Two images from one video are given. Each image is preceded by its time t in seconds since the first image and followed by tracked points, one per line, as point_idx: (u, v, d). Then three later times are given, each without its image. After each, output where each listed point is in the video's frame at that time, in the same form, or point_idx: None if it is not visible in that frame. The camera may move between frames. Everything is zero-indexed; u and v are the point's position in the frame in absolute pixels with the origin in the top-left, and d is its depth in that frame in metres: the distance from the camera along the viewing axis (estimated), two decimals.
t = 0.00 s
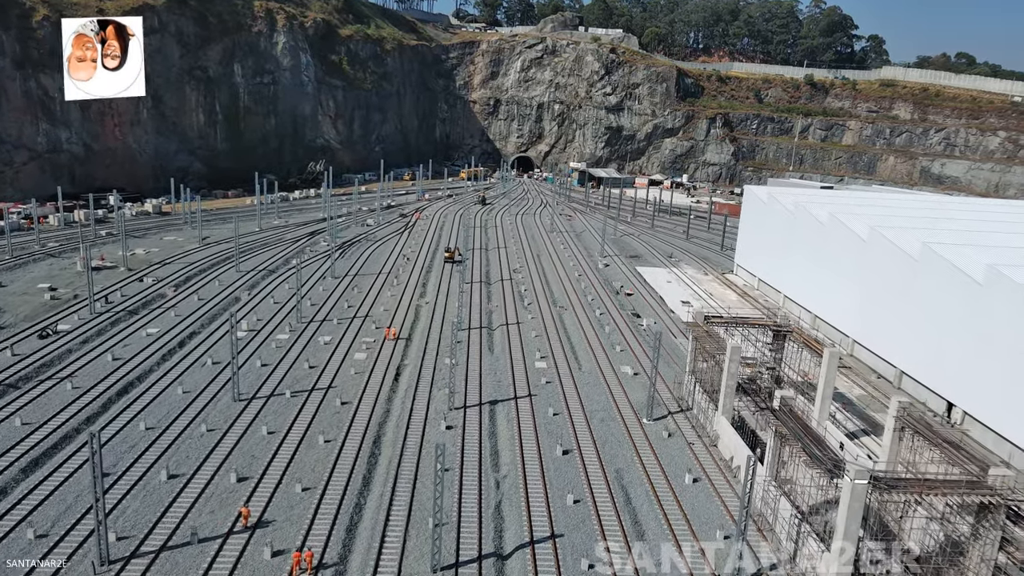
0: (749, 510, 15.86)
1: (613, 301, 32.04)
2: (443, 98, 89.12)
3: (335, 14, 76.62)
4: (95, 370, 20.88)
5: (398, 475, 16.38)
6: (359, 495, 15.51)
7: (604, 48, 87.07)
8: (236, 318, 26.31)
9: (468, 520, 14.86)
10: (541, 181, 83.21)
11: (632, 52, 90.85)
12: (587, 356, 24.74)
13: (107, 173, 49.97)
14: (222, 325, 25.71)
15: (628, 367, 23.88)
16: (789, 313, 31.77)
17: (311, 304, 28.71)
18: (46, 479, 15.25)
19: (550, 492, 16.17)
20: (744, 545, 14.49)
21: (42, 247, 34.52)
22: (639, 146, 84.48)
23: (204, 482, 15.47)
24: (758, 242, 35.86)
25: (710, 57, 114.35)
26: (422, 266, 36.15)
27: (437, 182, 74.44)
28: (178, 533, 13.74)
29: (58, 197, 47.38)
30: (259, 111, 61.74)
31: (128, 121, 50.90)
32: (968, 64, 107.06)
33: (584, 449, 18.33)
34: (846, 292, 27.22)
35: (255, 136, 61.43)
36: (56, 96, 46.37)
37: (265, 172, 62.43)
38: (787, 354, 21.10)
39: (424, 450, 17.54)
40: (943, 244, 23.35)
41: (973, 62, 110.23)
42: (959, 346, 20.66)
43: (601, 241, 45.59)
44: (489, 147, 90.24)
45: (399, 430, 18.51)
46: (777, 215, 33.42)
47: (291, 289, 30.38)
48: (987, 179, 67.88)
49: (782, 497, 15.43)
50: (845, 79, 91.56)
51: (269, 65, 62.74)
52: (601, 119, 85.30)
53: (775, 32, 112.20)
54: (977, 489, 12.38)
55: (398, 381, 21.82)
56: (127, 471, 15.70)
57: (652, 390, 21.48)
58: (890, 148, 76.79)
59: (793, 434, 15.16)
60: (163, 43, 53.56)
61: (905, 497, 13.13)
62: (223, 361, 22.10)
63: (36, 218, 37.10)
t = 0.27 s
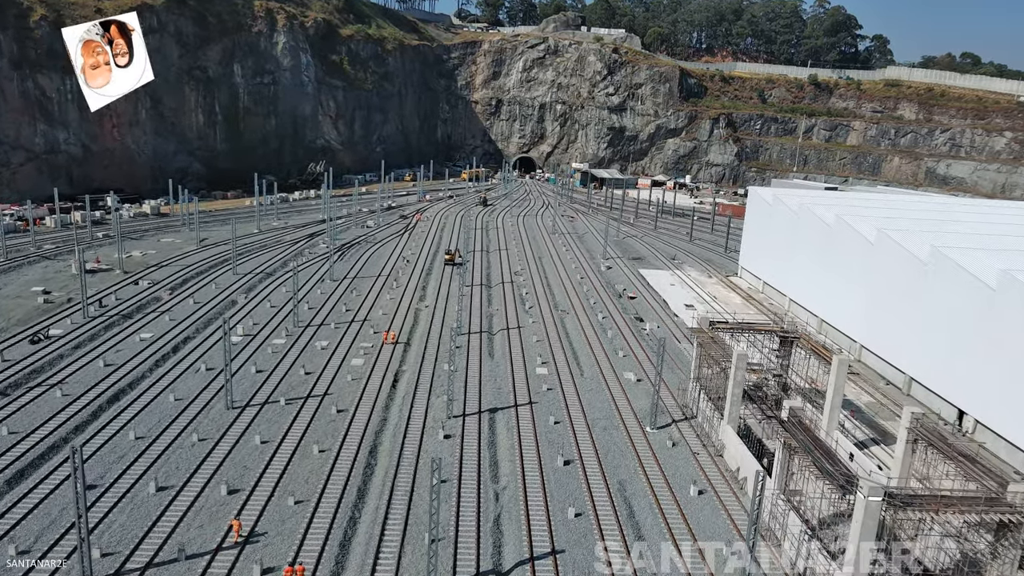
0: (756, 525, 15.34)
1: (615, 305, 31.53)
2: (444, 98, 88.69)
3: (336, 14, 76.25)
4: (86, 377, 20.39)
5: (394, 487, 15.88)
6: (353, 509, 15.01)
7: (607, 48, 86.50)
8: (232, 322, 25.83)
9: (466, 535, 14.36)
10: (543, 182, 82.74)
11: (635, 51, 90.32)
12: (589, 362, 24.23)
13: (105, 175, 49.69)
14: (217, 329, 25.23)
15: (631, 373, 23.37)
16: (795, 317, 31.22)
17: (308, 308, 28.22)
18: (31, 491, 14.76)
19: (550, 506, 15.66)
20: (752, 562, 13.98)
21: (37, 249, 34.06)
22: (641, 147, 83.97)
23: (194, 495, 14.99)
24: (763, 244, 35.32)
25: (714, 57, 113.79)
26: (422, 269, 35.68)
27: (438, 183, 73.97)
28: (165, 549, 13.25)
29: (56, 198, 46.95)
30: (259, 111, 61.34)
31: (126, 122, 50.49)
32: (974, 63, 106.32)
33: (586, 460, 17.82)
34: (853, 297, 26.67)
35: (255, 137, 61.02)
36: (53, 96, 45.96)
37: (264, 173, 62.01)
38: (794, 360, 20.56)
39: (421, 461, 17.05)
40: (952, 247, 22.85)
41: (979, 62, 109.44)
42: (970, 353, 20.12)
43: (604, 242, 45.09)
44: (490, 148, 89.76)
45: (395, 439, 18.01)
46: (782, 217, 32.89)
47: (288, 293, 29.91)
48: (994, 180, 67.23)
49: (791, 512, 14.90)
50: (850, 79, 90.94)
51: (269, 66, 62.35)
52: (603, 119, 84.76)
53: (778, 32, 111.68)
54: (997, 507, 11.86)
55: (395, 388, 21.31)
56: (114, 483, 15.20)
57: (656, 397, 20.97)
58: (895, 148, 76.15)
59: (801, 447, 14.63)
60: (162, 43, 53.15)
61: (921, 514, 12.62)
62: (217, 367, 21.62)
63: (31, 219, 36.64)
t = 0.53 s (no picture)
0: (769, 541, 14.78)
1: (622, 309, 30.98)
2: (449, 98, 88.29)
3: (340, 14, 75.93)
4: (81, 382, 19.99)
5: (394, 499, 15.40)
6: (351, 522, 14.54)
7: (613, 48, 85.81)
8: (232, 326, 25.41)
9: (467, 550, 13.87)
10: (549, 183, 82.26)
11: (641, 51, 89.68)
12: (595, 369, 23.70)
13: (108, 175, 49.12)
14: (217, 333, 24.81)
15: (638, 380, 22.82)
16: (805, 322, 30.61)
17: (309, 311, 27.79)
18: (20, 503, 14.34)
19: (554, 519, 15.16)
20: None
21: (37, 251, 33.72)
22: (648, 148, 83.40)
23: (187, 507, 14.56)
24: (772, 247, 34.72)
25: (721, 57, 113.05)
26: (425, 272, 35.23)
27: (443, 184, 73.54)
28: (155, 565, 12.81)
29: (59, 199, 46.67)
30: (262, 112, 61.03)
31: (129, 123, 50.17)
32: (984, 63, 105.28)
33: (591, 471, 17.31)
34: (866, 301, 26.05)
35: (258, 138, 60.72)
36: (55, 97, 45.69)
37: (268, 174, 61.70)
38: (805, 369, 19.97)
39: (422, 472, 16.57)
40: (968, 251, 22.23)
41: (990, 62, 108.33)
42: (986, 360, 19.52)
43: (610, 244, 44.52)
44: (496, 149, 89.29)
45: (395, 449, 17.54)
46: (792, 219, 32.29)
47: (289, 296, 29.49)
48: (1005, 182, 66.40)
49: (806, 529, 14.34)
50: (858, 79, 90.10)
51: (272, 66, 62.06)
52: (609, 120, 84.15)
53: (786, 31, 110.91)
54: None
55: (397, 395, 20.84)
56: (106, 495, 14.77)
57: (663, 406, 20.43)
58: (904, 149, 75.33)
59: (815, 461, 14.04)
60: (165, 43, 52.86)
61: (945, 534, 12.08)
62: (215, 373, 21.20)
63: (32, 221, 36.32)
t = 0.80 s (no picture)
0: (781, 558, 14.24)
1: (627, 313, 30.45)
2: (454, 98, 87.84)
3: (344, 14, 75.61)
4: (76, 388, 19.58)
5: (392, 513, 14.91)
6: (347, 535, 14.08)
7: (618, 47, 85.20)
8: (230, 331, 24.97)
9: (468, 567, 13.39)
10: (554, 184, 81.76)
11: (647, 51, 89.07)
12: (600, 375, 23.19)
13: (110, 175, 48.85)
14: (215, 337, 24.40)
15: (644, 387, 22.28)
16: (814, 327, 30.03)
17: (309, 315, 27.35)
18: (6, 515, 13.91)
19: (557, 533, 14.66)
20: None
21: (36, 252, 33.38)
22: (653, 148, 82.80)
23: (179, 520, 14.11)
24: (781, 249, 34.12)
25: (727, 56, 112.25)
26: (428, 274, 34.76)
27: (447, 185, 73.14)
28: None
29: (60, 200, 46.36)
30: (265, 112, 60.69)
31: (131, 123, 49.88)
32: (994, 63, 104.27)
33: (595, 482, 16.79)
34: (877, 306, 25.45)
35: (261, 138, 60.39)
36: (57, 97, 45.39)
37: (271, 175, 61.38)
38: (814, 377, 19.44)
39: (422, 484, 16.09)
40: (984, 256, 21.64)
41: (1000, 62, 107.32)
42: (1001, 368, 18.95)
43: (615, 247, 44.01)
44: (500, 149, 88.83)
45: (395, 458, 17.07)
46: (801, 222, 31.70)
47: (290, 299, 29.06)
48: (1015, 183, 65.66)
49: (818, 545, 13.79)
50: (866, 79, 89.31)
51: (275, 66, 61.74)
52: (615, 120, 83.56)
53: (793, 31, 110.20)
54: None
55: (397, 402, 20.37)
56: (97, 506, 14.36)
57: (670, 414, 19.90)
58: (913, 150, 74.58)
59: (829, 477, 13.49)
60: (168, 43, 52.56)
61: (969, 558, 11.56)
62: (212, 379, 20.77)
63: (32, 222, 35.97)
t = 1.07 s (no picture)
0: None
1: (636, 317, 29.90)
2: (461, 99, 87.45)
3: (352, 14, 75.39)
4: (74, 394, 19.24)
5: (393, 526, 14.45)
6: (346, 550, 13.62)
7: (627, 48, 84.57)
8: (232, 335, 24.59)
9: None
10: (562, 185, 81.22)
11: (656, 51, 88.38)
12: (608, 382, 22.67)
13: (116, 176, 48.72)
14: (217, 341, 24.03)
15: (654, 395, 21.74)
16: (828, 333, 29.37)
17: (313, 319, 26.96)
18: None
19: (563, 549, 14.17)
20: None
21: (40, 254, 33.16)
22: (663, 149, 82.11)
23: (174, 533, 13.70)
24: (793, 253, 33.47)
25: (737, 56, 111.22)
26: (433, 277, 34.33)
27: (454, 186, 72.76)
28: None
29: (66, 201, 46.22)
30: (272, 113, 60.47)
31: (138, 124, 49.73)
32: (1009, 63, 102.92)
33: (603, 494, 16.28)
34: (893, 312, 24.80)
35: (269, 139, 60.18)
36: (64, 98, 45.27)
37: (278, 175, 61.14)
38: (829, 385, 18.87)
39: (424, 495, 15.63)
40: (1004, 260, 20.98)
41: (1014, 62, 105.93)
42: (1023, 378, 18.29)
43: (624, 249, 43.45)
44: (508, 150, 88.36)
45: (397, 469, 16.61)
46: (814, 225, 31.07)
47: (293, 302, 28.67)
48: None
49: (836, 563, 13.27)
50: (879, 79, 88.29)
51: (283, 67, 61.51)
52: (623, 121, 82.93)
53: (804, 30, 109.24)
54: None
55: (400, 409, 19.91)
56: (91, 518, 13.97)
57: (680, 424, 19.35)
58: (926, 151, 73.58)
59: (848, 495, 13.19)
60: (175, 44, 52.42)
61: None
62: (213, 385, 20.39)
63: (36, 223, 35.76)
